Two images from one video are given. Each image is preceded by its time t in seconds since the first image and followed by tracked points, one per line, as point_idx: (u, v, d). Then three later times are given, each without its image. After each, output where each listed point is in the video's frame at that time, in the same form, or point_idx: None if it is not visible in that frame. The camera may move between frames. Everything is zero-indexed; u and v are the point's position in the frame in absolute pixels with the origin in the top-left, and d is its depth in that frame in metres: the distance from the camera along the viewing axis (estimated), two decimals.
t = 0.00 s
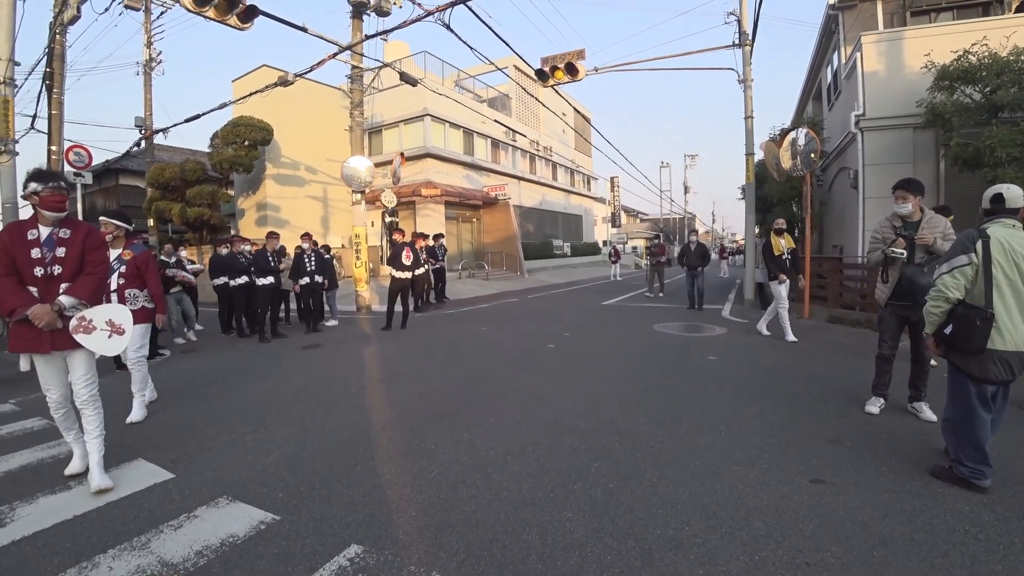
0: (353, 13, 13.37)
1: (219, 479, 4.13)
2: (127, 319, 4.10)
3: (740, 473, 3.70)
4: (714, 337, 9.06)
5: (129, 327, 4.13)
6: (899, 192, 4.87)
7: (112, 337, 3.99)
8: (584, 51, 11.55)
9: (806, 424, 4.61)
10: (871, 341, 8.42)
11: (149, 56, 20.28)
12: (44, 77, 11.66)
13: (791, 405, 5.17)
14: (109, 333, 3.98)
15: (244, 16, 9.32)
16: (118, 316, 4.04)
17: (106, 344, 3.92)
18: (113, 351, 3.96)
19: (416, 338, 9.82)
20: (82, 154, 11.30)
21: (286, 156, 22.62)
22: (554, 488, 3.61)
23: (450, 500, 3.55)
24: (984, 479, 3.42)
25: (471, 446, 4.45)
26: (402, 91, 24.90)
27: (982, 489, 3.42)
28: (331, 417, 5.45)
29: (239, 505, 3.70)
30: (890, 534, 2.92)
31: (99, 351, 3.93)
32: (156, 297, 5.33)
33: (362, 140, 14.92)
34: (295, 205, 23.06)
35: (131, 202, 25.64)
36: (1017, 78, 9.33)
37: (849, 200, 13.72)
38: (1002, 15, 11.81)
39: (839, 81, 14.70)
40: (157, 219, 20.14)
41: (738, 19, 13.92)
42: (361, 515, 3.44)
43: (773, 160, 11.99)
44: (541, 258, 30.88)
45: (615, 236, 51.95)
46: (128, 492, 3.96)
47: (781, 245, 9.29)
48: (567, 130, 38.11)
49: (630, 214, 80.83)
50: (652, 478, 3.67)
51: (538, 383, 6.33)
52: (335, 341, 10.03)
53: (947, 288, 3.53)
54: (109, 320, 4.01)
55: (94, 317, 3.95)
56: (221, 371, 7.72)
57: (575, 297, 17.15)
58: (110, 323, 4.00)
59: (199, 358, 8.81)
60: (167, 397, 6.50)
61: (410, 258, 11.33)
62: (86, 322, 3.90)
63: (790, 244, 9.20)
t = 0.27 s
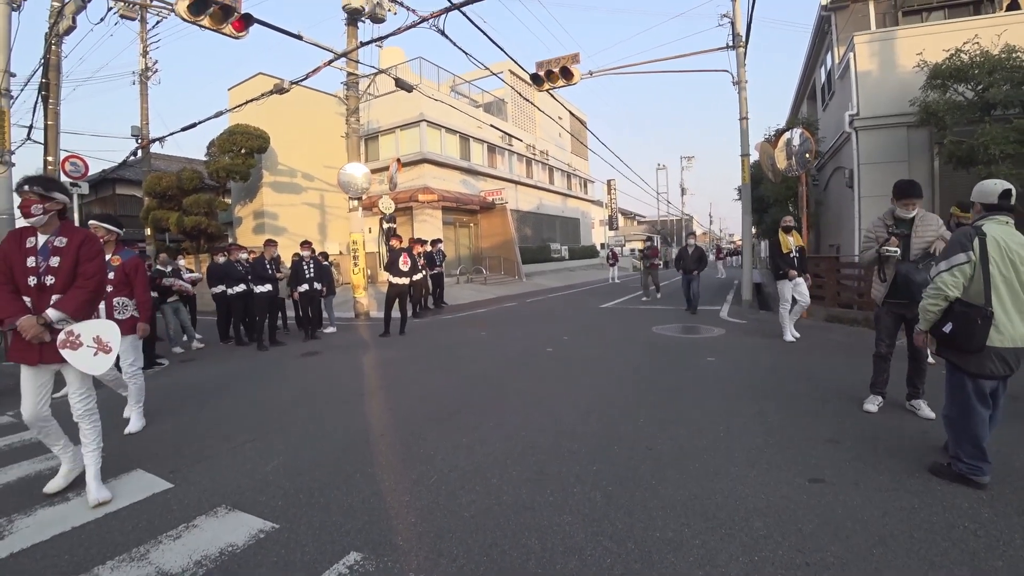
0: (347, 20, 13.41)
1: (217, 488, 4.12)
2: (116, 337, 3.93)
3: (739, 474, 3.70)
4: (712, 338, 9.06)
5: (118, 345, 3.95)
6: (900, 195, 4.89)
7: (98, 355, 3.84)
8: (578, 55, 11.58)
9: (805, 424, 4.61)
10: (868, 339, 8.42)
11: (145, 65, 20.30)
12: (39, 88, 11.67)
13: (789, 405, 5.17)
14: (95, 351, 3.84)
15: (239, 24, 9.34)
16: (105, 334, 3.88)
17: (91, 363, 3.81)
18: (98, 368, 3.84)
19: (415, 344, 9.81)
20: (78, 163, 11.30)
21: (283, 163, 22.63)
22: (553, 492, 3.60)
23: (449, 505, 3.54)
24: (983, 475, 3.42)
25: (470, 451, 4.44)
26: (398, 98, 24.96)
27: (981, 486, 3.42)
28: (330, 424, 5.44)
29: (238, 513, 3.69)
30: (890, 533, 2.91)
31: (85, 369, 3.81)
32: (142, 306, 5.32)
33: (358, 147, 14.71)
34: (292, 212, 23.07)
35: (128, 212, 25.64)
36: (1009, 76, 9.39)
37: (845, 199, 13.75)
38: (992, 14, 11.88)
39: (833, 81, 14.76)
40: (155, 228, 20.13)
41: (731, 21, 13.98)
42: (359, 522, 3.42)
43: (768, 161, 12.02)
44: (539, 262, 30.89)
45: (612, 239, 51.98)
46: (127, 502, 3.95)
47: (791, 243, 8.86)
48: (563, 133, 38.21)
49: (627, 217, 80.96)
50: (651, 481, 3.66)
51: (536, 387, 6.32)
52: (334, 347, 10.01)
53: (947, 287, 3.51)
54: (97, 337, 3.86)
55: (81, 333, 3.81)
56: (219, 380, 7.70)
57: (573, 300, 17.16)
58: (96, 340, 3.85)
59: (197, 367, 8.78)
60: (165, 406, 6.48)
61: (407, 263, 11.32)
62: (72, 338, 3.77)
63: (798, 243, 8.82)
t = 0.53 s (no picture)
0: (338, 27, 13.41)
1: (212, 497, 4.09)
2: (88, 354, 3.74)
3: (735, 474, 3.70)
4: (707, 339, 9.08)
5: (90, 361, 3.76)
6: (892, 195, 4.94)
7: (70, 371, 3.67)
8: (569, 58, 11.62)
9: (800, 422, 4.62)
10: (862, 337, 8.46)
11: (135, 73, 20.24)
12: (29, 98, 11.61)
13: (785, 404, 5.19)
14: (67, 367, 3.67)
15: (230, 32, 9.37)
16: (77, 349, 3.70)
17: (60, 380, 3.63)
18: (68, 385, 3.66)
19: (410, 349, 9.78)
20: (69, 173, 11.23)
21: (276, 170, 22.58)
22: (550, 495, 3.59)
23: (446, 510, 3.53)
24: (977, 470, 3.44)
25: (466, 456, 4.43)
26: (390, 103, 24.98)
27: (975, 481, 3.43)
28: (325, 431, 5.41)
29: (234, 522, 3.67)
30: (886, 529, 2.92)
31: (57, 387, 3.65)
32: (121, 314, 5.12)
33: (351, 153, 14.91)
34: (286, 219, 23.02)
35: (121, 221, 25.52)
36: (995, 74, 9.48)
37: (836, 198, 13.83)
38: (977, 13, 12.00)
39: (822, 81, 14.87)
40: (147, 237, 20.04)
41: (720, 23, 14.07)
42: (355, 529, 3.40)
43: (760, 161, 12.09)
44: (534, 266, 30.91)
45: (607, 241, 52.08)
46: (121, 513, 3.92)
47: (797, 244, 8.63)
48: (556, 137, 38.33)
49: (621, 219, 81.14)
50: (647, 482, 3.66)
51: (532, 390, 6.32)
52: (329, 354, 9.97)
53: (942, 284, 3.52)
54: (69, 353, 3.68)
55: (54, 347, 3.65)
56: (214, 389, 7.66)
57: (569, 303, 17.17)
58: (68, 356, 3.67)
59: (191, 375, 8.73)
60: (158, 416, 6.43)
61: (401, 268, 11.30)
62: (46, 353, 3.63)
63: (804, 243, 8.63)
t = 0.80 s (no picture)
0: (335, 29, 13.42)
1: (208, 500, 4.08)
2: (65, 358, 3.55)
3: (732, 476, 3.71)
4: (704, 341, 9.10)
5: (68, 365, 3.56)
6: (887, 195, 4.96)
7: (45, 377, 3.47)
8: (566, 62, 11.66)
9: (797, 424, 4.64)
10: (858, 339, 8.49)
11: (132, 75, 20.21)
12: (25, 99, 11.58)
13: (781, 406, 5.20)
14: (42, 373, 3.46)
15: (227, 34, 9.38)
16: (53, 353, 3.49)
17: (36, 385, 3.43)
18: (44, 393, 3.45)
19: (407, 352, 9.78)
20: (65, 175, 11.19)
21: (272, 172, 22.54)
22: (548, 498, 3.59)
23: (443, 513, 3.52)
24: (972, 472, 3.45)
25: (463, 458, 4.42)
26: (387, 106, 24.99)
27: (971, 482, 3.45)
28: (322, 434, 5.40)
29: (230, 525, 3.65)
30: (882, 531, 2.93)
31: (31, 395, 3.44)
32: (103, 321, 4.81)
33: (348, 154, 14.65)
34: (282, 221, 22.99)
35: (116, 223, 25.44)
36: (989, 78, 9.55)
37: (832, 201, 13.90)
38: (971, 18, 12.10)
39: (817, 85, 14.96)
40: (143, 239, 19.99)
41: (716, 27, 14.13)
42: (351, 533, 3.38)
43: (756, 164, 12.14)
44: (530, 268, 30.94)
45: (604, 244, 52.17)
46: (116, 517, 3.89)
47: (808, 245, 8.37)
48: (553, 140, 38.42)
49: (618, 222, 81.28)
50: (645, 485, 3.66)
51: (529, 392, 6.32)
52: (325, 357, 9.95)
53: (941, 287, 3.50)
54: (44, 358, 3.48)
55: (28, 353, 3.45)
56: (210, 391, 7.63)
57: (565, 306, 17.18)
58: (43, 361, 3.47)
59: (187, 378, 8.70)
60: (154, 419, 6.39)
61: (398, 271, 11.28)
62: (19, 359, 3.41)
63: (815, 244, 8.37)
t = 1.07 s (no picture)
0: (334, 33, 13.43)
1: (205, 503, 4.06)
2: (28, 356, 3.52)
3: (729, 479, 3.71)
4: (702, 345, 9.11)
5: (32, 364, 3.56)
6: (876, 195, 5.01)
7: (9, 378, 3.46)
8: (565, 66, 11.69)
9: (794, 428, 4.65)
10: (855, 343, 8.51)
11: (130, 78, 20.21)
12: (23, 101, 11.56)
13: (779, 409, 5.21)
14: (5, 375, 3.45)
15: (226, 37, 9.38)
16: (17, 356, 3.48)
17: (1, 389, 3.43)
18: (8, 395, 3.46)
19: (405, 355, 9.76)
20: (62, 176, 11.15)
21: (270, 175, 22.54)
22: (545, 501, 3.58)
23: (440, 517, 3.51)
24: (970, 475, 3.45)
25: (460, 462, 4.41)
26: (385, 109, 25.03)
27: (967, 485, 3.46)
28: (319, 437, 5.39)
29: (226, 528, 3.64)
30: (879, 534, 2.94)
31: None
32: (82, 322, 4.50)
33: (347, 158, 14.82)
34: (280, 224, 22.97)
35: (114, 225, 25.39)
36: (984, 83, 9.62)
37: (829, 206, 13.95)
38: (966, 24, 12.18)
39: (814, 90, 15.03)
40: (141, 242, 19.94)
41: (714, 32, 14.19)
42: (348, 536, 3.37)
43: (753, 168, 12.17)
44: (528, 272, 30.94)
45: (602, 248, 52.21)
46: (110, 521, 3.86)
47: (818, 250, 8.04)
48: (551, 144, 38.49)
49: (616, 226, 81.36)
50: (642, 488, 3.66)
51: (527, 396, 6.31)
52: (323, 360, 9.93)
53: (942, 290, 3.49)
54: (7, 360, 3.45)
55: None
56: (207, 394, 7.61)
57: (564, 309, 17.18)
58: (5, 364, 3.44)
59: (184, 381, 8.67)
60: (150, 421, 6.37)
61: (393, 275, 11.26)
62: None
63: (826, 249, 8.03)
